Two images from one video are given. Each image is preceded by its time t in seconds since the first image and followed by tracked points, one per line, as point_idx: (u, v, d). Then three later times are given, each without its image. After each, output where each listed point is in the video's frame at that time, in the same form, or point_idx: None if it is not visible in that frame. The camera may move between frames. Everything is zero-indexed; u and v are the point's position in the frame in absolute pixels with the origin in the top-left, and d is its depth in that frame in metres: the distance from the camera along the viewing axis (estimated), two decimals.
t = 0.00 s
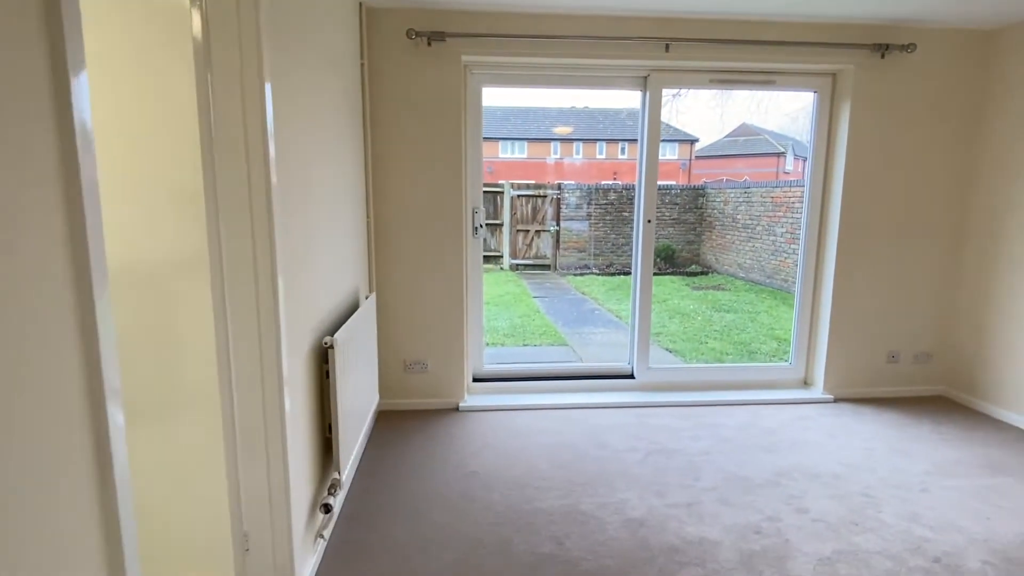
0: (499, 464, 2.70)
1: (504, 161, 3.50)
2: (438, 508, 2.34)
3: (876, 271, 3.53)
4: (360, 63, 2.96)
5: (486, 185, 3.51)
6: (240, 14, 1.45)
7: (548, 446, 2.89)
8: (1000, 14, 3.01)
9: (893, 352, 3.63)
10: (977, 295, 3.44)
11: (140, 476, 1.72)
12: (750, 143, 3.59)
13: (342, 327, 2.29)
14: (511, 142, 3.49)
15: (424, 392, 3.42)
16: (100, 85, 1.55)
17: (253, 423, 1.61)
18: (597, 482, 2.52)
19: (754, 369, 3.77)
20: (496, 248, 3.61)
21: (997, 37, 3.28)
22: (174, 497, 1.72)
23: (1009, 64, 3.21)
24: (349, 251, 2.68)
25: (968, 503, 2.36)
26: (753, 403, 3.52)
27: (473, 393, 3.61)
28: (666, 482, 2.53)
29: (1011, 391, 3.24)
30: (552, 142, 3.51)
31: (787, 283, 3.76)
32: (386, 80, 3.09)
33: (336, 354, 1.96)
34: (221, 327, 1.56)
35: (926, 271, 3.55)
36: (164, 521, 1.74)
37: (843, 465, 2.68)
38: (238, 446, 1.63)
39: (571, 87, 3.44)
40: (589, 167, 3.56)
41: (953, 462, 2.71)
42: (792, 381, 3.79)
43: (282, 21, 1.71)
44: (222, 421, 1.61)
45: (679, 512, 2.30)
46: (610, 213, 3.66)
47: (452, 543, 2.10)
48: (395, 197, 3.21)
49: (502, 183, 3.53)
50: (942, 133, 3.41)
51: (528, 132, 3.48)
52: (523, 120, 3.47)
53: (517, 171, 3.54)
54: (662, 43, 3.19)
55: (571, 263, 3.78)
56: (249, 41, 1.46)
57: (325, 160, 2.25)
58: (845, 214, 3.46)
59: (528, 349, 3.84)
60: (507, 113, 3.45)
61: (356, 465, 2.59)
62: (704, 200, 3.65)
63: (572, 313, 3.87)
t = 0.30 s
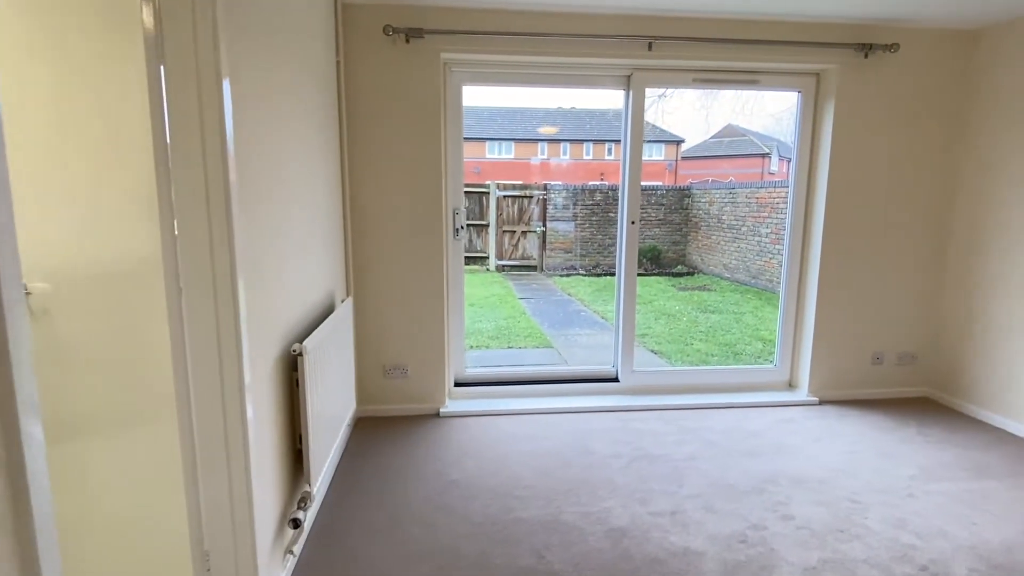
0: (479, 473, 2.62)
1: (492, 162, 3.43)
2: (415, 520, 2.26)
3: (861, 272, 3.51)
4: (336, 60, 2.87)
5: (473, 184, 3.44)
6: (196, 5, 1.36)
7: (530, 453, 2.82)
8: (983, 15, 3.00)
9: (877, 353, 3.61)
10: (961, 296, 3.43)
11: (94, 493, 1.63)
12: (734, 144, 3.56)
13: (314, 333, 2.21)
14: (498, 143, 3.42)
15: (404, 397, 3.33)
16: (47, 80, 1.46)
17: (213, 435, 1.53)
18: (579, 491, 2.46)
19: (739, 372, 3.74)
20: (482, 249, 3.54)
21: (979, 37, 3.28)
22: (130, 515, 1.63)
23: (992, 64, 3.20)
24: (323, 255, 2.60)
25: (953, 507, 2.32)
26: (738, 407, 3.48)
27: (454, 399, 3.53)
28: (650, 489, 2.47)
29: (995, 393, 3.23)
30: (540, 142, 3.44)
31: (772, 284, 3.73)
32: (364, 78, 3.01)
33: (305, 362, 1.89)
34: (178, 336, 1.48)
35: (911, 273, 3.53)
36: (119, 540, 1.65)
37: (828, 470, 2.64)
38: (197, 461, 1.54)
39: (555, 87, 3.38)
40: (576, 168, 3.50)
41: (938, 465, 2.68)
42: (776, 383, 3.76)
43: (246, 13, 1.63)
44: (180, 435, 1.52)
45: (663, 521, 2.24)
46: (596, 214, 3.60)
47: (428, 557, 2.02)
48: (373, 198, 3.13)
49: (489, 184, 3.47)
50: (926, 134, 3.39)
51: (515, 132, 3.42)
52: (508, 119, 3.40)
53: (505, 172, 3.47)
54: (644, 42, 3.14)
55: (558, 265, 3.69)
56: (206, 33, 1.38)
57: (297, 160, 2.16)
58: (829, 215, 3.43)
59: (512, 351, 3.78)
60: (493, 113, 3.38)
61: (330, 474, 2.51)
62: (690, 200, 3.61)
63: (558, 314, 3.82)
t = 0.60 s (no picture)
0: (456, 482, 2.55)
1: (478, 163, 3.38)
2: (388, 532, 2.18)
3: (842, 274, 3.49)
4: (307, 58, 2.79)
5: (457, 185, 3.38)
6: None
7: (509, 460, 2.76)
8: (960, 16, 3.00)
9: (858, 355, 3.60)
10: (941, 297, 3.44)
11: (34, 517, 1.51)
12: (716, 146, 3.53)
13: (281, 340, 2.14)
14: (483, 143, 3.36)
15: (381, 404, 3.25)
16: None
17: (165, 446, 1.44)
18: (558, 500, 2.40)
19: (721, 374, 3.71)
20: (466, 250, 3.49)
21: (957, 38, 3.28)
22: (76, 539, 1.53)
23: (969, 65, 3.21)
24: (294, 259, 2.51)
25: (935, 511, 2.30)
26: (721, 410, 3.44)
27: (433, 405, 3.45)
28: (630, 497, 2.42)
29: (974, 394, 3.24)
30: (525, 142, 3.37)
31: (754, 284, 3.70)
32: (337, 77, 2.92)
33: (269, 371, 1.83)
34: (127, 344, 1.39)
35: (891, 274, 3.53)
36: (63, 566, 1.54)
37: (810, 475, 2.61)
38: (149, 475, 1.45)
39: (535, 86, 3.34)
40: (560, 168, 3.45)
41: (919, 468, 2.66)
42: (758, 385, 3.74)
43: (202, 7, 1.55)
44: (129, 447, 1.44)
45: (643, 530, 2.19)
46: (580, 215, 3.55)
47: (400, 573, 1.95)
48: (348, 200, 3.04)
49: (473, 185, 3.41)
50: (906, 135, 3.39)
51: (500, 132, 3.35)
52: (490, 119, 3.33)
53: (491, 172, 3.42)
54: (624, 42, 3.09)
55: (542, 266, 3.64)
56: (153, 24, 1.29)
57: (263, 160, 2.08)
58: (810, 216, 3.41)
59: (495, 353, 3.76)
60: (478, 113, 3.32)
61: (301, 486, 2.44)
62: (673, 201, 3.57)
63: (543, 316, 3.79)
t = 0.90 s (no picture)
0: (432, 490, 2.49)
1: (461, 163, 3.34)
2: (360, 543, 2.11)
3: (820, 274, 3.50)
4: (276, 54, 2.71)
5: (440, 185, 3.34)
6: None
7: (487, 466, 2.71)
8: (934, 17, 3.01)
9: (836, 356, 3.61)
10: (917, 297, 3.46)
11: None
12: (699, 147, 3.53)
13: (247, 345, 2.07)
14: (466, 143, 3.32)
15: (356, 409, 3.18)
16: None
17: (117, 463, 1.37)
18: (536, 507, 2.35)
19: (702, 376, 3.69)
20: (449, 250, 3.47)
21: (932, 39, 3.30)
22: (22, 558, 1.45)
23: (944, 67, 3.23)
24: (263, 261, 2.44)
25: (912, 512, 2.30)
26: (701, 411, 3.43)
27: (411, 410, 3.38)
28: (609, 502, 2.38)
29: (950, 393, 3.25)
30: (508, 142, 3.35)
31: (735, 284, 3.70)
32: (308, 73, 2.85)
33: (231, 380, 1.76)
34: (74, 353, 1.32)
35: (869, 274, 3.54)
36: None
37: (789, 477, 2.60)
38: (100, 492, 1.38)
39: (514, 85, 3.28)
40: (543, 168, 3.42)
41: (897, 469, 2.66)
42: (738, 386, 3.74)
43: None
44: (77, 463, 1.37)
45: (622, 536, 2.15)
46: (563, 214, 3.50)
47: None
48: (320, 200, 2.96)
49: (456, 186, 3.38)
50: (883, 136, 3.41)
51: (484, 133, 3.31)
52: (470, 118, 3.28)
53: (473, 173, 3.38)
54: (602, 40, 3.06)
55: (524, 266, 3.59)
56: (100, 17, 1.22)
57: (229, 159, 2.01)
58: (789, 217, 3.41)
59: (474, 356, 3.67)
60: (462, 113, 3.26)
61: (271, 496, 2.37)
62: (655, 201, 3.55)
63: (524, 317, 3.70)
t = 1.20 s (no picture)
0: (408, 495, 2.45)
1: (441, 162, 3.29)
2: (332, 553, 2.06)
3: (797, 274, 3.52)
4: (245, 50, 2.64)
5: (420, 185, 3.28)
6: None
7: (465, 470, 2.66)
8: (905, 19, 3.05)
9: (813, 354, 3.64)
10: (891, 296, 3.50)
11: None
12: (679, 148, 3.52)
13: (213, 350, 2.01)
14: (448, 143, 3.27)
15: (331, 413, 3.11)
16: None
17: (69, 476, 1.30)
18: (514, 511, 2.32)
19: (681, 376, 3.70)
20: (429, 251, 3.41)
21: (903, 41, 3.35)
22: None
23: (914, 68, 3.28)
24: (232, 263, 2.37)
25: (887, 509, 2.31)
26: (680, 412, 3.43)
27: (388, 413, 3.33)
28: (588, 505, 2.36)
29: (923, 391, 3.30)
30: (488, 142, 3.29)
31: (713, 284, 3.71)
32: (279, 71, 2.78)
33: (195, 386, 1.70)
34: (21, 362, 1.25)
35: (844, 273, 3.58)
36: None
37: (766, 476, 2.61)
38: (51, 508, 1.32)
39: (493, 84, 3.25)
40: (523, 168, 3.38)
41: (873, 467, 2.68)
42: (717, 386, 3.75)
43: None
44: (26, 478, 1.30)
45: (600, 540, 2.12)
46: (543, 214, 3.47)
47: None
48: (292, 200, 2.90)
49: (436, 186, 3.33)
50: (857, 137, 3.44)
51: (465, 132, 3.26)
52: (448, 117, 3.23)
53: (454, 173, 3.33)
54: (579, 39, 3.03)
55: (505, 267, 3.54)
56: (45, 8, 1.16)
57: (193, 158, 1.94)
58: (765, 217, 3.43)
59: (453, 357, 3.63)
60: (442, 113, 3.22)
61: (241, 505, 2.30)
62: (635, 201, 3.54)
63: (504, 318, 3.65)
